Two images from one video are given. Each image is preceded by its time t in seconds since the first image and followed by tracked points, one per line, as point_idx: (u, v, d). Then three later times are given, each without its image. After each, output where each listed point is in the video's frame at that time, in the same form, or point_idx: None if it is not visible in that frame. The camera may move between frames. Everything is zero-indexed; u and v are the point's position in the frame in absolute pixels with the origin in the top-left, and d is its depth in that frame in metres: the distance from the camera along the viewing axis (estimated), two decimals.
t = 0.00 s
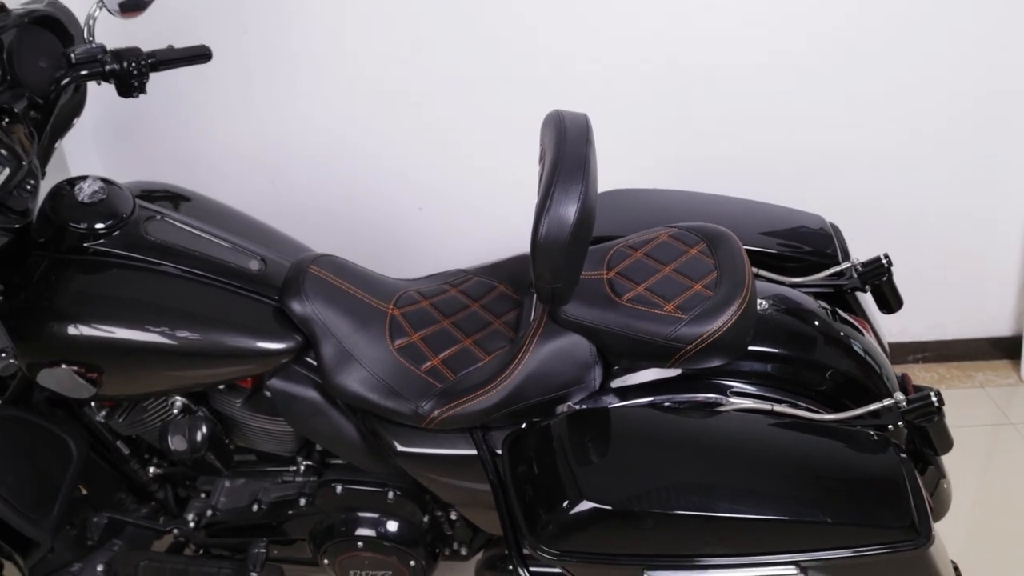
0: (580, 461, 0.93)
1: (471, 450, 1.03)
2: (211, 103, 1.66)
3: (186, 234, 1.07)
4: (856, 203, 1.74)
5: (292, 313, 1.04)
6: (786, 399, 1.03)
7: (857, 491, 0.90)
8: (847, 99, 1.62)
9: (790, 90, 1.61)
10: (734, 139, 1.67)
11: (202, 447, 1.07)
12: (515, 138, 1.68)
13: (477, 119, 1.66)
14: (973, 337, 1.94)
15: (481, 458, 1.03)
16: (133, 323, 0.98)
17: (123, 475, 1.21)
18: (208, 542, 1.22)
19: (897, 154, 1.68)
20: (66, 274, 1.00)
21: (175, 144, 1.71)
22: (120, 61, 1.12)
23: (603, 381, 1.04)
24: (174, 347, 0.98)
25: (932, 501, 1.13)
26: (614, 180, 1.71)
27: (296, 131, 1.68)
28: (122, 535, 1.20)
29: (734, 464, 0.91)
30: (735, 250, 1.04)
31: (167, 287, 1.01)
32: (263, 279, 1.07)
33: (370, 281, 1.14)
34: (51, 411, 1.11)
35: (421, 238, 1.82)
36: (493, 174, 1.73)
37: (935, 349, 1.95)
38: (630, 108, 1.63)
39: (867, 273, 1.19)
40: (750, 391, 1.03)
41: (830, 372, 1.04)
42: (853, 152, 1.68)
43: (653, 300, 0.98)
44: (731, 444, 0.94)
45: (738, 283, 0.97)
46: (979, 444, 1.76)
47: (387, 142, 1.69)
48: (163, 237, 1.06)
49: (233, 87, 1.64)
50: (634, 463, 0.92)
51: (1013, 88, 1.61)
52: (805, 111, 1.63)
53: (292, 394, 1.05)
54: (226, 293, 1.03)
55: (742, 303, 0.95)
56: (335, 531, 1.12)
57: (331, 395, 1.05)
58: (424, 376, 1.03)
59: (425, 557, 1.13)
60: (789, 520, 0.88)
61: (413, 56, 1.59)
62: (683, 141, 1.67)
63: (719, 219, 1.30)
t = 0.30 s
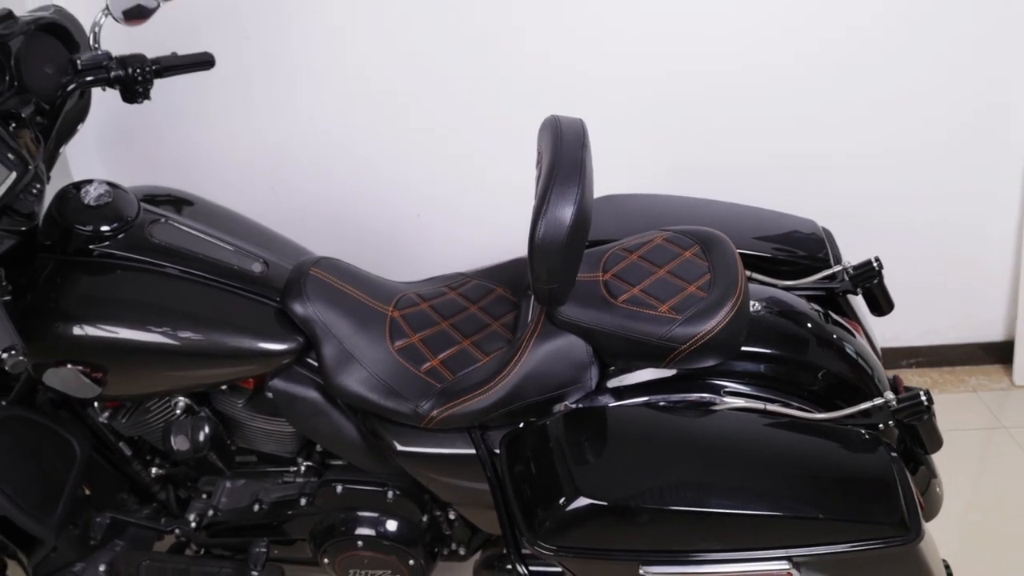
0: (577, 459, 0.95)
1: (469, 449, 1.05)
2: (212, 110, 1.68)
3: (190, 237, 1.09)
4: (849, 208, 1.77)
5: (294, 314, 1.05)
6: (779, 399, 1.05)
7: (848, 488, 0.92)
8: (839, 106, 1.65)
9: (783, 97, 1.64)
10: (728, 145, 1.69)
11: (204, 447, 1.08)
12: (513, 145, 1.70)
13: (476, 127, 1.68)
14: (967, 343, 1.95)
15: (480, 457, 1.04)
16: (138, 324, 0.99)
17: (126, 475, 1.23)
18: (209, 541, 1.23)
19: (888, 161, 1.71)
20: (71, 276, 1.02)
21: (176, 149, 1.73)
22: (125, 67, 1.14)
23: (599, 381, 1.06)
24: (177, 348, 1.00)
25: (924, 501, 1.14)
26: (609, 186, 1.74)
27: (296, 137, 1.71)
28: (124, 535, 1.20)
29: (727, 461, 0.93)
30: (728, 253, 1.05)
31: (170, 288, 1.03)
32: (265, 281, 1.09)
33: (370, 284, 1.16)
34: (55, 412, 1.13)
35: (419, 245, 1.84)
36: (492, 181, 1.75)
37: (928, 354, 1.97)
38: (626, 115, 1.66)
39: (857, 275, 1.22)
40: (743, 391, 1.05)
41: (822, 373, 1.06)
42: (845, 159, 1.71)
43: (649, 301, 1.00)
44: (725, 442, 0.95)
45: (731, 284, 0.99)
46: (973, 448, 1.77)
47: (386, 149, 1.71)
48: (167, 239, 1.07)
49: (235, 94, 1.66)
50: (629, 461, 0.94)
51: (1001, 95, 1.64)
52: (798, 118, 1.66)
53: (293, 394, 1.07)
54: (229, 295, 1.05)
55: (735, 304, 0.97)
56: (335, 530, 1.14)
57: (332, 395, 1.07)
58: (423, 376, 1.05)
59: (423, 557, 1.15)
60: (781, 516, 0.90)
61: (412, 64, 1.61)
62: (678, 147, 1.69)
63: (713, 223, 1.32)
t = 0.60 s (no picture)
0: (573, 456, 0.98)
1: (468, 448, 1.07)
2: (215, 116, 1.71)
3: (195, 240, 1.12)
4: (841, 215, 1.80)
5: (296, 315, 1.08)
6: (771, 399, 1.07)
7: (838, 484, 0.94)
8: (830, 114, 1.68)
9: (776, 106, 1.67)
10: (722, 152, 1.72)
11: (208, 447, 1.10)
12: (511, 153, 1.73)
13: (475, 135, 1.71)
14: (958, 348, 1.98)
15: (479, 455, 1.06)
16: (144, 324, 1.02)
17: (129, 475, 1.24)
18: (211, 540, 1.25)
19: (879, 169, 1.74)
20: (79, 277, 1.04)
21: (179, 155, 1.75)
22: (132, 75, 1.17)
23: (595, 381, 1.08)
24: (182, 347, 1.02)
25: (914, 500, 1.17)
26: (605, 193, 1.77)
27: (297, 145, 1.73)
28: (127, 535, 1.22)
29: (720, 459, 0.96)
30: (722, 256, 1.08)
31: (176, 289, 1.06)
32: (269, 283, 1.11)
33: (371, 286, 1.18)
34: (61, 411, 1.15)
35: (418, 251, 1.86)
36: (490, 188, 1.77)
37: (920, 359, 1.99)
38: (622, 124, 1.69)
39: (848, 279, 1.24)
40: (736, 391, 1.07)
41: (813, 374, 1.08)
42: (836, 166, 1.74)
43: (643, 302, 1.03)
44: (718, 439, 0.98)
45: (724, 286, 1.02)
46: (964, 452, 1.79)
47: (386, 156, 1.74)
48: (173, 242, 1.10)
49: (237, 101, 1.69)
50: (623, 457, 0.97)
51: (988, 104, 1.67)
52: (790, 126, 1.69)
53: (295, 393, 1.09)
54: (233, 296, 1.08)
55: (727, 305, 1.00)
56: (336, 529, 1.16)
57: (333, 395, 1.09)
58: (423, 376, 1.07)
59: (422, 555, 1.17)
60: (772, 510, 0.92)
61: (412, 73, 1.65)
62: (673, 154, 1.72)
63: (706, 228, 1.35)
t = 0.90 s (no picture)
0: (571, 453, 0.99)
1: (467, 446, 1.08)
2: (217, 121, 1.73)
3: (199, 241, 1.14)
4: (835, 220, 1.82)
5: (298, 315, 1.09)
6: (765, 398, 1.09)
7: (830, 480, 0.96)
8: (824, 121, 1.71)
9: (771, 113, 1.70)
10: (718, 157, 1.74)
11: (210, 445, 1.12)
12: (509, 158, 1.75)
13: (474, 140, 1.73)
14: (951, 352, 2.00)
15: (478, 453, 1.08)
16: (147, 323, 1.03)
17: (131, 474, 1.25)
18: (212, 540, 1.26)
19: (872, 174, 1.76)
20: (83, 277, 1.06)
21: (181, 158, 1.77)
22: (138, 79, 1.20)
23: (592, 380, 1.10)
24: (186, 346, 1.04)
25: (907, 498, 1.18)
26: (601, 199, 1.79)
27: (298, 150, 1.75)
28: (129, 534, 1.23)
29: (715, 456, 0.97)
30: (717, 258, 1.10)
31: (180, 289, 1.07)
32: (271, 284, 1.13)
33: (373, 287, 1.20)
34: (65, 410, 1.17)
35: (416, 255, 1.88)
36: (488, 193, 1.80)
37: (915, 363, 2.01)
38: (619, 130, 1.71)
39: (841, 281, 1.27)
40: (731, 390, 1.09)
41: (806, 374, 1.10)
42: (830, 171, 1.76)
43: (640, 302, 1.05)
44: (713, 436, 0.99)
45: (718, 286, 1.04)
46: (957, 455, 1.81)
47: (386, 161, 1.76)
48: (177, 243, 1.12)
49: (240, 106, 1.71)
50: (620, 454, 0.98)
51: (979, 111, 1.70)
52: (785, 132, 1.72)
53: (297, 392, 1.11)
54: (236, 296, 1.09)
55: (722, 305, 1.02)
56: (336, 526, 1.17)
57: (334, 394, 1.11)
58: (423, 375, 1.09)
59: (422, 553, 1.18)
60: (765, 505, 0.94)
61: (412, 79, 1.67)
62: (669, 160, 1.75)
63: (702, 231, 1.37)
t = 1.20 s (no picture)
0: (566, 449, 1.01)
1: (465, 443, 1.10)
2: (219, 126, 1.75)
3: (204, 242, 1.16)
4: (829, 224, 1.85)
5: (300, 314, 1.12)
6: (758, 396, 1.11)
7: (821, 475, 0.98)
8: (817, 127, 1.73)
9: (765, 119, 1.72)
10: (712, 163, 1.77)
11: (213, 443, 1.14)
12: (507, 163, 1.77)
13: (471, 146, 1.76)
14: (944, 356, 2.02)
15: (476, 450, 1.10)
16: (152, 321, 1.06)
17: (133, 473, 1.27)
18: (214, 537, 1.28)
19: (865, 180, 1.79)
20: (89, 277, 1.08)
21: (184, 162, 1.79)
22: (143, 83, 1.23)
23: (588, 379, 1.12)
24: (190, 345, 1.06)
25: (897, 497, 1.20)
26: (598, 204, 1.82)
27: (299, 155, 1.78)
28: (131, 532, 1.24)
29: (708, 453, 0.99)
30: (710, 259, 1.12)
31: (183, 288, 1.09)
32: (274, 284, 1.15)
33: (373, 288, 1.22)
34: (70, 409, 1.19)
35: (415, 259, 1.90)
36: (486, 198, 1.82)
37: (907, 366, 2.03)
38: (614, 139, 1.74)
39: (833, 282, 1.29)
40: (724, 388, 1.11)
41: (799, 374, 1.12)
42: (823, 177, 1.79)
43: (635, 301, 1.07)
44: (706, 433, 1.02)
45: (712, 286, 1.06)
46: (950, 457, 1.83)
47: (386, 166, 1.78)
48: (182, 243, 1.14)
49: (241, 112, 1.73)
50: (615, 450, 1.00)
51: (970, 117, 1.73)
52: (778, 138, 1.74)
53: (298, 390, 1.13)
54: (240, 296, 1.11)
55: (715, 306, 1.04)
56: (336, 523, 1.19)
57: (335, 392, 1.13)
58: (423, 373, 1.11)
59: (420, 550, 1.20)
60: (757, 500, 0.96)
61: (411, 86, 1.69)
62: (665, 166, 1.77)
63: (696, 233, 1.39)
